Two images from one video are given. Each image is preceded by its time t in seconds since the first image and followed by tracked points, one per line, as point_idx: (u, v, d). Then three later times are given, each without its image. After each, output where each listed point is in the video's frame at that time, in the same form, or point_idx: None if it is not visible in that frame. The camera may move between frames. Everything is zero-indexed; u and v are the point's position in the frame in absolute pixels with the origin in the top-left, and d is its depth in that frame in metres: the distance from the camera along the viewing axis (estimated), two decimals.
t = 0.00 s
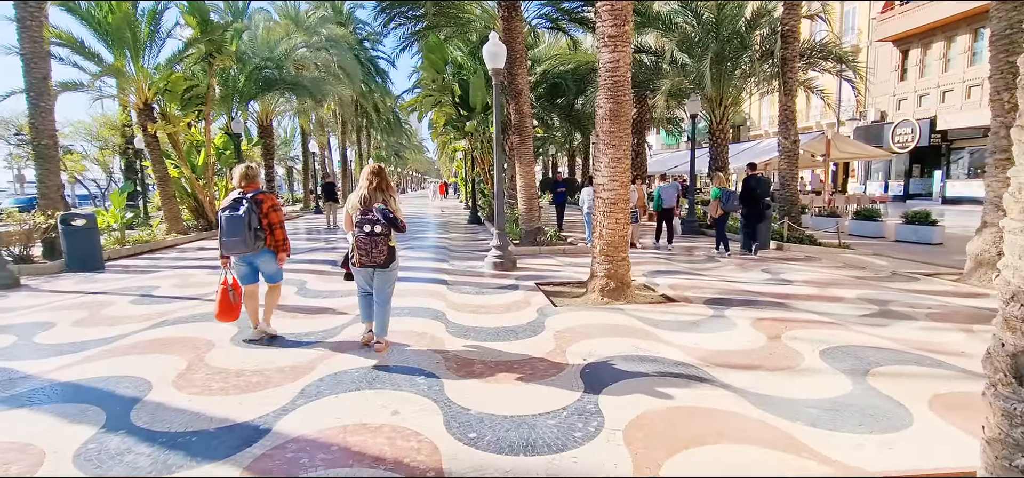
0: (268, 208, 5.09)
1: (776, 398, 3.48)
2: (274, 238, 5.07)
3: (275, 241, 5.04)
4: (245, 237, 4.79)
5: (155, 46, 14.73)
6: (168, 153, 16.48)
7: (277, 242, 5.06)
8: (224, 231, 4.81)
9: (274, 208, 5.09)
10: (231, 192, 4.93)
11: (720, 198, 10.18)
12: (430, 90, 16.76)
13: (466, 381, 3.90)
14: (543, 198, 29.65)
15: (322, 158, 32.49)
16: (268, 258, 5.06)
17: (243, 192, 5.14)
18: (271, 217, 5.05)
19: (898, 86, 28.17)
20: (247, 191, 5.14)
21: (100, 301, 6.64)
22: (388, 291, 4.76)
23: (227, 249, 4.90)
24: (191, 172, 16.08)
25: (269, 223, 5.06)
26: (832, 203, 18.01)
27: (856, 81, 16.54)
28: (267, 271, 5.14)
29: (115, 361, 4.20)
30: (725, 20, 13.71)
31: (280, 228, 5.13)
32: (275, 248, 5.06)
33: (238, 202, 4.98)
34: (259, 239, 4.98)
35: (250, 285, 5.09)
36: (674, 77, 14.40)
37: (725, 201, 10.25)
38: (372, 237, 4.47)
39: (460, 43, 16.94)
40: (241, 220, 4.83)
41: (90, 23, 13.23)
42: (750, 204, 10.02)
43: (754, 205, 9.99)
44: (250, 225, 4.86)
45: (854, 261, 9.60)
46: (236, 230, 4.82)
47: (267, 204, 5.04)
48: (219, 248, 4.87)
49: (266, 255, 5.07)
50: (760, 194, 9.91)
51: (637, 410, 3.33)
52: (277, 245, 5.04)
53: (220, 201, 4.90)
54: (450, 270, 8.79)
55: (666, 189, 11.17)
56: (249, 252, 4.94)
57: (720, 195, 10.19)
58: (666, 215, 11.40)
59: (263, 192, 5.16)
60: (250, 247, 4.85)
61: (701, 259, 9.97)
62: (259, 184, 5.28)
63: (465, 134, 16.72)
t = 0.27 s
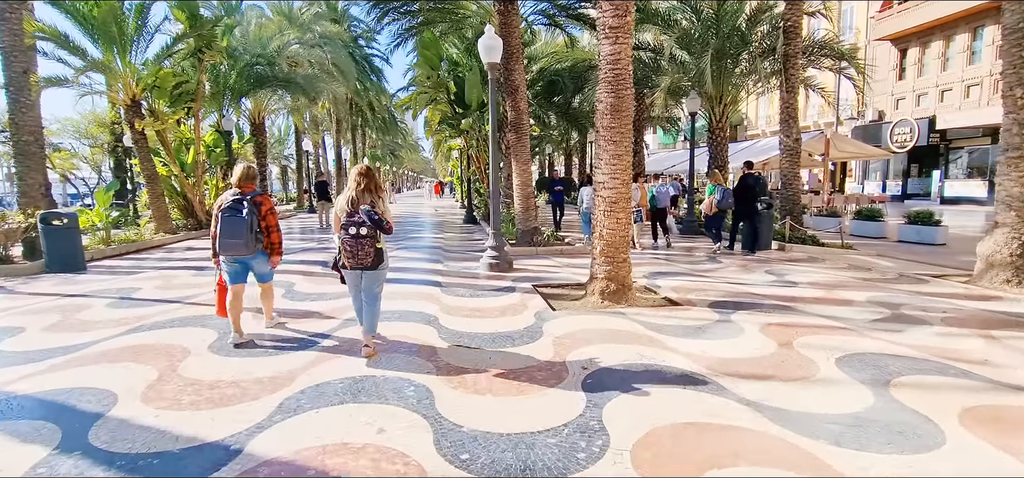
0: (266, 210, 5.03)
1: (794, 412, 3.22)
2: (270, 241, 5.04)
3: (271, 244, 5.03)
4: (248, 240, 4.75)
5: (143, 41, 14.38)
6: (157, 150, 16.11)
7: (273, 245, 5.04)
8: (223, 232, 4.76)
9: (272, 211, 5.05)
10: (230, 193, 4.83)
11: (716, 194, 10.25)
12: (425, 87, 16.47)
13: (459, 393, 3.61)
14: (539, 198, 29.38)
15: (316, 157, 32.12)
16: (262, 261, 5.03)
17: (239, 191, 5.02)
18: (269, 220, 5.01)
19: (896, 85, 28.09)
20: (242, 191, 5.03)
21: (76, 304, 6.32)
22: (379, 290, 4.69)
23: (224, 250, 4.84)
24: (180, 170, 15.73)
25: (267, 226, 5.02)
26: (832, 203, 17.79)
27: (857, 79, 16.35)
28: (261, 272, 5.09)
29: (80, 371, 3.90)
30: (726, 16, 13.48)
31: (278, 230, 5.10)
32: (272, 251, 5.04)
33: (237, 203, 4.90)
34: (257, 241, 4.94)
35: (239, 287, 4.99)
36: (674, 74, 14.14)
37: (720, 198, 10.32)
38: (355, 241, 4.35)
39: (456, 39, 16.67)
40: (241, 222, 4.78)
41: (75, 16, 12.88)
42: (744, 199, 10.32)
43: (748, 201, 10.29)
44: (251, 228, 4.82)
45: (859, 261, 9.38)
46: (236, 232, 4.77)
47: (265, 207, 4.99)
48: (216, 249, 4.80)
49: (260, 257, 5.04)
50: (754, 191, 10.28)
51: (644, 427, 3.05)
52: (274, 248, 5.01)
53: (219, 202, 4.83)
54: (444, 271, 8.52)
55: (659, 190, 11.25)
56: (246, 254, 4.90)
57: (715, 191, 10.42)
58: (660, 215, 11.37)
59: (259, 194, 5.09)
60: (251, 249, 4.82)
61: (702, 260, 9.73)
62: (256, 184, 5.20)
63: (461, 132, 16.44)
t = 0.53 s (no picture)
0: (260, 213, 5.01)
1: (813, 437, 2.96)
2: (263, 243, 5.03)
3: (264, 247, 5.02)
4: (236, 245, 4.78)
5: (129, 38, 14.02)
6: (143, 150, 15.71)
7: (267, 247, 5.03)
8: (213, 235, 4.81)
9: (265, 214, 5.04)
10: (221, 195, 4.85)
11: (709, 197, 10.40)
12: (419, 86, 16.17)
13: (450, 414, 3.33)
14: (534, 199, 29.10)
15: (309, 157, 31.72)
16: (255, 263, 5.03)
17: (233, 192, 5.04)
18: (262, 223, 5.00)
19: (892, 86, 28.05)
20: (237, 192, 5.04)
21: (48, 311, 6.00)
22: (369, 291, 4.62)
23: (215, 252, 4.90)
24: (167, 170, 15.34)
25: (260, 229, 5.03)
26: (830, 205, 17.62)
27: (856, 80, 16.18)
28: (254, 274, 5.09)
29: (39, 389, 3.60)
30: (725, 15, 13.28)
31: (272, 232, 5.08)
32: (264, 253, 5.03)
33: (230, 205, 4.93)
34: (250, 244, 4.97)
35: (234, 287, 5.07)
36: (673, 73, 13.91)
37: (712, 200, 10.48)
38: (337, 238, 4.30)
39: (450, 38, 16.38)
40: (231, 226, 4.80)
41: (58, 12, 12.50)
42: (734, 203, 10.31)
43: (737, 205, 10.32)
44: (241, 231, 4.84)
45: (862, 265, 9.18)
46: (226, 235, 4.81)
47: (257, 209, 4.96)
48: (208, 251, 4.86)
49: (254, 259, 5.05)
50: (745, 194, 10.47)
51: (652, 455, 2.78)
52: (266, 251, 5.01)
53: (211, 205, 4.87)
54: (437, 276, 8.24)
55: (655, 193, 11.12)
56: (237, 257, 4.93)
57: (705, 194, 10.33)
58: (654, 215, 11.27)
59: (254, 195, 5.09)
60: (241, 252, 4.87)
61: (702, 264, 9.50)
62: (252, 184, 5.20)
63: (456, 132, 16.14)
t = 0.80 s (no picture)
0: (242, 210, 4.90)
1: (826, 458, 2.72)
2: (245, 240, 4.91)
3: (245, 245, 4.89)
4: (216, 241, 4.65)
5: (114, 32, 13.68)
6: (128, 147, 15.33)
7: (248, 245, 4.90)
8: (192, 232, 4.70)
9: (247, 210, 4.93)
10: (200, 192, 4.75)
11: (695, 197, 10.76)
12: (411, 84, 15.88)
13: (432, 432, 3.07)
14: (530, 200, 28.84)
15: (302, 156, 31.36)
16: (236, 261, 4.91)
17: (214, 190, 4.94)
18: (244, 220, 4.89)
19: (888, 87, 27.98)
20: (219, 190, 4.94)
21: (16, 314, 5.70)
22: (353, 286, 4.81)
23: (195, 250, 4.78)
24: (152, 168, 14.97)
25: (242, 226, 4.91)
26: (827, 206, 17.44)
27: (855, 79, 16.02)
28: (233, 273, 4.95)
29: None
30: (722, 13, 13.07)
31: (255, 230, 4.96)
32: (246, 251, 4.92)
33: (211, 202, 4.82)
34: (230, 242, 4.84)
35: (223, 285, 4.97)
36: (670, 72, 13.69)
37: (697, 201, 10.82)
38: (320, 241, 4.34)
39: (444, 35, 16.11)
40: (211, 222, 4.68)
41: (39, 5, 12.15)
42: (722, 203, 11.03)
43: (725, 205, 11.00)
44: (220, 228, 4.72)
45: (862, 268, 8.99)
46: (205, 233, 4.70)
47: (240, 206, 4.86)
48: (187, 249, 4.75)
49: (235, 257, 4.92)
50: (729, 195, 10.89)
51: None
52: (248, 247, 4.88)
53: (191, 202, 4.78)
54: (427, 278, 8.00)
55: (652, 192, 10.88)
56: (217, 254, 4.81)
57: (695, 195, 11.07)
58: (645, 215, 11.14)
59: (238, 193, 4.99)
60: (220, 249, 4.74)
61: (700, 266, 9.30)
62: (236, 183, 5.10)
63: (449, 131, 15.87)
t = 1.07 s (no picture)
0: (224, 213, 4.87)
1: None
2: (229, 244, 4.85)
3: (229, 249, 4.84)
4: (198, 245, 4.60)
5: (97, 36, 13.38)
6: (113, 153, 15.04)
7: (232, 249, 4.86)
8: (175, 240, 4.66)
9: (228, 214, 4.88)
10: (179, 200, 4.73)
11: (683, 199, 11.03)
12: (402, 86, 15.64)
13: (412, 458, 2.83)
14: (525, 201, 28.65)
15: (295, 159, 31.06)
16: (221, 266, 4.85)
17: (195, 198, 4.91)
18: (227, 224, 4.85)
19: (883, 84, 27.92)
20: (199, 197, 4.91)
21: None
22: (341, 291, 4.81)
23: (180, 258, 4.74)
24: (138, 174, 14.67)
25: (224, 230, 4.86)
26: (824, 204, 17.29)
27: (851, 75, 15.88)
28: (220, 279, 4.88)
29: None
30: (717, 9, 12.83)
31: (238, 234, 4.92)
32: (231, 254, 4.86)
33: (191, 208, 4.77)
34: (214, 246, 4.79)
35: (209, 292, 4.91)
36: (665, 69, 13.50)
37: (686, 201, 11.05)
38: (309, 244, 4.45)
39: (436, 35, 15.88)
40: (194, 227, 4.62)
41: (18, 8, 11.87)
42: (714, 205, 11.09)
43: (718, 207, 11.03)
44: (201, 233, 4.67)
45: (863, 268, 8.82)
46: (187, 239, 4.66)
47: (221, 210, 4.83)
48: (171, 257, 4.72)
49: (220, 261, 4.86)
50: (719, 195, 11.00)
51: None
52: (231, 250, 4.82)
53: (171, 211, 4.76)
54: (418, 284, 7.77)
55: (655, 192, 10.39)
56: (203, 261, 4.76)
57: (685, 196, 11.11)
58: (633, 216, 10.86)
59: (218, 198, 4.94)
60: (204, 255, 4.68)
61: (697, 267, 9.12)
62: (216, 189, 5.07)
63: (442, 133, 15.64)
